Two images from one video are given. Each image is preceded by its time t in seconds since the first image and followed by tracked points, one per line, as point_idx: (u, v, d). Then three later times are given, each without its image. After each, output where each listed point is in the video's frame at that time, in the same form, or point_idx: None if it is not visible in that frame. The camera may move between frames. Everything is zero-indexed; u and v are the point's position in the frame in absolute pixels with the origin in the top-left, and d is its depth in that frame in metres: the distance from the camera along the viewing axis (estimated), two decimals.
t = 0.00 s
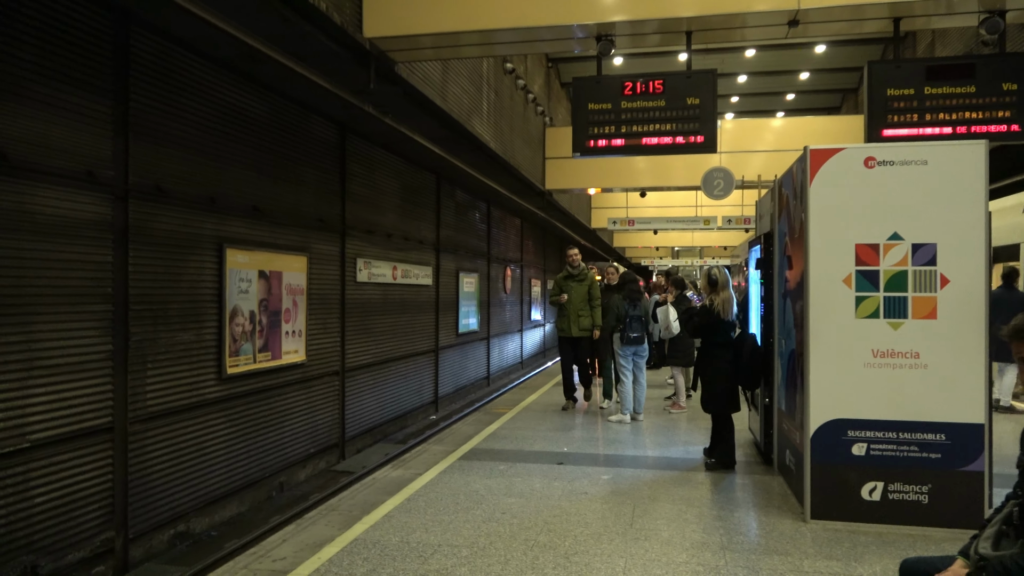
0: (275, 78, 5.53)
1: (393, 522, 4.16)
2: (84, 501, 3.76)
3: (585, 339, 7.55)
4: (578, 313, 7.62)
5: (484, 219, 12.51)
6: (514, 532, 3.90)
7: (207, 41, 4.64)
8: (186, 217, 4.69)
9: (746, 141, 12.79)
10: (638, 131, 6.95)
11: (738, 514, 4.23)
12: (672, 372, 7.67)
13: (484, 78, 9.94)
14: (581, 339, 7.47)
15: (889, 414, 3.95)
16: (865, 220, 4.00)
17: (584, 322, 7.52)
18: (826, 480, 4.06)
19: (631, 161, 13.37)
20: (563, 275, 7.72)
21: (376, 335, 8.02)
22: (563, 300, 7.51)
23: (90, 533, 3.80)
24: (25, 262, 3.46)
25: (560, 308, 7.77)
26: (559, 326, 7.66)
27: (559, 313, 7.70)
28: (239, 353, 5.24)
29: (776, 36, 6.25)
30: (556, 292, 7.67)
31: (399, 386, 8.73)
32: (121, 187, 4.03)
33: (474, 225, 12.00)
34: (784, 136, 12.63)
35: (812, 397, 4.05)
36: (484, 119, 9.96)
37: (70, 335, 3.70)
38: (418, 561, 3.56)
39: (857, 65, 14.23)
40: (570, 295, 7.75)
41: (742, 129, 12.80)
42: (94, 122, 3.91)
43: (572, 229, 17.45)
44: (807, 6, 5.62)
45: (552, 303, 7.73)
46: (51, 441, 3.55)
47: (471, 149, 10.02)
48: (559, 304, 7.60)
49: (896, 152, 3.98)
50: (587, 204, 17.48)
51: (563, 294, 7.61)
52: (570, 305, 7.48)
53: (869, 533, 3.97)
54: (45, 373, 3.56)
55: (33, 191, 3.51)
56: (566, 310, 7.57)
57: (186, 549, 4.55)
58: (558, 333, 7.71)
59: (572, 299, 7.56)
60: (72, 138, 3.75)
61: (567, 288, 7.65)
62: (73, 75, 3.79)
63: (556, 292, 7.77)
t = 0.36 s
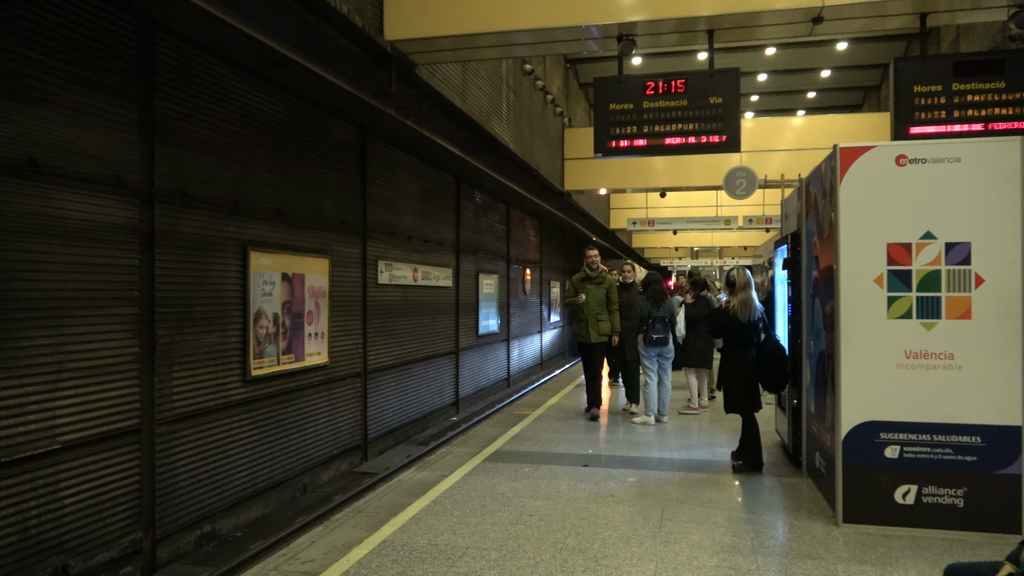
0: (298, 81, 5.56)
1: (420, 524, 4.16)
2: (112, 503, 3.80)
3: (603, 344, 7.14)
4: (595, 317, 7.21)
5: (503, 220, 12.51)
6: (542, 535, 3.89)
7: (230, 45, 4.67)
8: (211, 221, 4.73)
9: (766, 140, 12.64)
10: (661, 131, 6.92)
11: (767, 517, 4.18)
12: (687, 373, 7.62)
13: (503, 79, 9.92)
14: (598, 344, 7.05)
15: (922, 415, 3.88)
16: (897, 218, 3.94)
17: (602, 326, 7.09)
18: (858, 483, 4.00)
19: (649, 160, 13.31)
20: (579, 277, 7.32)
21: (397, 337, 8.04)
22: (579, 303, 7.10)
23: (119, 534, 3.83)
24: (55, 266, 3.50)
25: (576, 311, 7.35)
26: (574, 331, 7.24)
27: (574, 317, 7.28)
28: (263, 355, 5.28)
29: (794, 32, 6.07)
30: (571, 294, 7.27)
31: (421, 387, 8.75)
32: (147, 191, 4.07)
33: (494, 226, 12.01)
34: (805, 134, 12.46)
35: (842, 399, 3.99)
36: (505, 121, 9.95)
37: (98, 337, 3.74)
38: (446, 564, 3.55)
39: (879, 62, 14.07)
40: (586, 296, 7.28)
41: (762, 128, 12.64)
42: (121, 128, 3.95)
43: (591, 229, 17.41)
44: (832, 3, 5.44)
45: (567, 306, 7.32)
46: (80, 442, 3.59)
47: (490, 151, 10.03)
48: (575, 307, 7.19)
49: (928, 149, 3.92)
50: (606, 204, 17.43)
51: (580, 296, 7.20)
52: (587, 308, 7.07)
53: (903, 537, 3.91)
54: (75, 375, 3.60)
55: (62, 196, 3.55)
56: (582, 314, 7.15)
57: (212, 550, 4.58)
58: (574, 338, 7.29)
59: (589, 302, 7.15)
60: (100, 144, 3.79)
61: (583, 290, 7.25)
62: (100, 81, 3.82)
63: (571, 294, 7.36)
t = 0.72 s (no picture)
0: (323, 83, 5.62)
1: (447, 524, 4.18)
2: (143, 499, 3.87)
3: (624, 344, 6.94)
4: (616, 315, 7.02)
5: (527, 220, 12.52)
6: (569, 536, 3.89)
7: (259, 48, 4.73)
8: (240, 222, 4.80)
9: (790, 139, 12.50)
10: (687, 130, 6.87)
11: (797, 519, 4.13)
12: (704, 372, 7.50)
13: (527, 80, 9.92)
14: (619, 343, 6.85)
15: (957, 418, 3.81)
16: (932, 217, 3.88)
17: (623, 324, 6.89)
18: (890, 486, 3.94)
19: (673, 160, 13.24)
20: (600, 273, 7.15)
21: (421, 337, 8.08)
22: (600, 299, 6.92)
23: (148, 530, 3.90)
24: (89, 267, 3.57)
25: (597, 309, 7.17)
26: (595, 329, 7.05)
27: (596, 315, 7.10)
28: (290, 354, 5.34)
29: (824, 28, 5.99)
30: (592, 291, 7.10)
31: (445, 387, 8.79)
32: (176, 192, 4.13)
33: (517, 226, 12.02)
34: (832, 132, 12.27)
35: (874, 401, 3.94)
36: (529, 121, 9.95)
37: (128, 336, 3.81)
38: (474, 563, 3.56)
39: (909, 58, 13.85)
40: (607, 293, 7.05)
41: (788, 126, 12.49)
42: (152, 130, 4.02)
43: (614, 229, 17.35)
44: None
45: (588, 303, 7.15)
46: (111, 440, 3.67)
47: (515, 151, 10.04)
48: (596, 304, 7.01)
49: (964, 147, 3.85)
50: (629, 204, 17.36)
51: (600, 293, 7.02)
52: (607, 304, 6.89)
53: (937, 541, 3.84)
54: (106, 374, 3.66)
55: (96, 198, 3.62)
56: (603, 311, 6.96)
57: (240, 547, 4.65)
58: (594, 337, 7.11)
59: (610, 298, 6.96)
60: (132, 147, 3.87)
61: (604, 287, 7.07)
62: (132, 85, 3.89)
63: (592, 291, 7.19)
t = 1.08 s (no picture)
0: (338, 81, 5.64)
1: (464, 520, 4.20)
2: (161, 495, 3.91)
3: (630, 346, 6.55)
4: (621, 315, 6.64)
5: (541, 217, 12.51)
6: (586, 532, 3.89)
7: (275, 46, 4.76)
8: (257, 219, 4.84)
9: (807, 133, 12.35)
10: (703, 125, 6.83)
11: (815, 517, 4.10)
12: (719, 370, 7.43)
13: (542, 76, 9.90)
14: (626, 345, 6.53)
15: (979, 415, 3.76)
16: (953, 211, 3.83)
17: (629, 326, 6.52)
18: (910, 483, 3.90)
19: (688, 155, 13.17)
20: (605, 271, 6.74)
21: (436, 334, 8.10)
22: (605, 300, 6.53)
23: (167, 526, 3.94)
24: (109, 264, 3.62)
25: (601, 309, 6.79)
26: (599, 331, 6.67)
27: (600, 315, 6.72)
28: (307, 351, 5.38)
29: (842, 22, 5.92)
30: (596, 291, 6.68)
31: (460, 384, 8.81)
32: (194, 191, 4.17)
33: (532, 223, 12.01)
34: (850, 126, 12.14)
35: (893, 398, 3.90)
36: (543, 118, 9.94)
37: (147, 333, 3.85)
38: (491, 559, 3.57)
39: (928, 51, 13.68)
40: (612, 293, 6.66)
41: (804, 121, 12.36)
42: (170, 129, 4.06)
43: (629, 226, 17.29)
44: None
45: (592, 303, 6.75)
46: (131, 436, 3.71)
47: (529, 148, 10.04)
48: (600, 305, 6.60)
49: (987, 141, 3.79)
50: (644, 200, 17.29)
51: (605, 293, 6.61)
52: (613, 306, 6.50)
53: (958, 539, 3.80)
54: (125, 371, 3.71)
55: (115, 196, 3.66)
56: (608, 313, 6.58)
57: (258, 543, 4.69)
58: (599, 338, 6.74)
59: (616, 299, 6.56)
60: (151, 146, 3.91)
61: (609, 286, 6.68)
62: (150, 84, 3.93)
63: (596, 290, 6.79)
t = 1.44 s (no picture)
0: (349, 73, 5.64)
1: (474, 512, 4.22)
2: (175, 486, 3.95)
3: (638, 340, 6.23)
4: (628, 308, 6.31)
5: (551, 210, 12.49)
6: (597, 525, 3.90)
7: (286, 38, 4.76)
8: (268, 212, 4.86)
9: (819, 124, 12.24)
10: (715, 117, 6.79)
11: (827, 511, 4.09)
12: (729, 363, 7.40)
13: (552, 68, 9.86)
14: (634, 338, 6.22)
15: (995, 410, 3.73)
16: (969, 205, 3.79)
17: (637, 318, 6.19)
18: (923, 478, 3.89)
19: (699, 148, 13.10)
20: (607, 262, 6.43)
21: (446, 327, 8.12)
22: (612, 291, 6.19)
23: (181, 516, 3.98)
24: (123, 256, 3.65)
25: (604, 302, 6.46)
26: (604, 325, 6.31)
27: (603, 308, 6.39)
28: (317, 343, 5.40)
29: (857, 12, 5.85)
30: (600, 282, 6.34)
31: (469, 376, 8.83)
32: (205, 183, 4.19)
33: (541, 216, 11.99)
34: (861, 118, 12.03)
35: (907, 392, 3.87)
36: (555, 110, 9.90)
37: (161, 325, 3.88)
38: (503, 551, 3.59)
39: (942, 42, 13.54)
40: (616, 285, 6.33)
41: (816, 113, 12.25)
42: (181, 121, 4.08)
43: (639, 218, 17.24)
44: None
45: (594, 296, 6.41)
46: (144, 427, 3.75)
47: (539, 140, 10.01)
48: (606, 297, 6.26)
49: (1004, 133, 3.75)
50: (654, 193, 17.22)
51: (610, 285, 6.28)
52: (621, 297, 6.17)
53: (971, 533, 3.78)
54: (138, 362, 3.74)
55: (128, 188, 3.69)
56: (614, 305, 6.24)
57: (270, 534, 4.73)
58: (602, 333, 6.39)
59: (622, 290, 6.23)
60: (163, 139, 3.93)
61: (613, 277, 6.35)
62: (162, 77, 3.95)
63: (598, 283, 6.46)
